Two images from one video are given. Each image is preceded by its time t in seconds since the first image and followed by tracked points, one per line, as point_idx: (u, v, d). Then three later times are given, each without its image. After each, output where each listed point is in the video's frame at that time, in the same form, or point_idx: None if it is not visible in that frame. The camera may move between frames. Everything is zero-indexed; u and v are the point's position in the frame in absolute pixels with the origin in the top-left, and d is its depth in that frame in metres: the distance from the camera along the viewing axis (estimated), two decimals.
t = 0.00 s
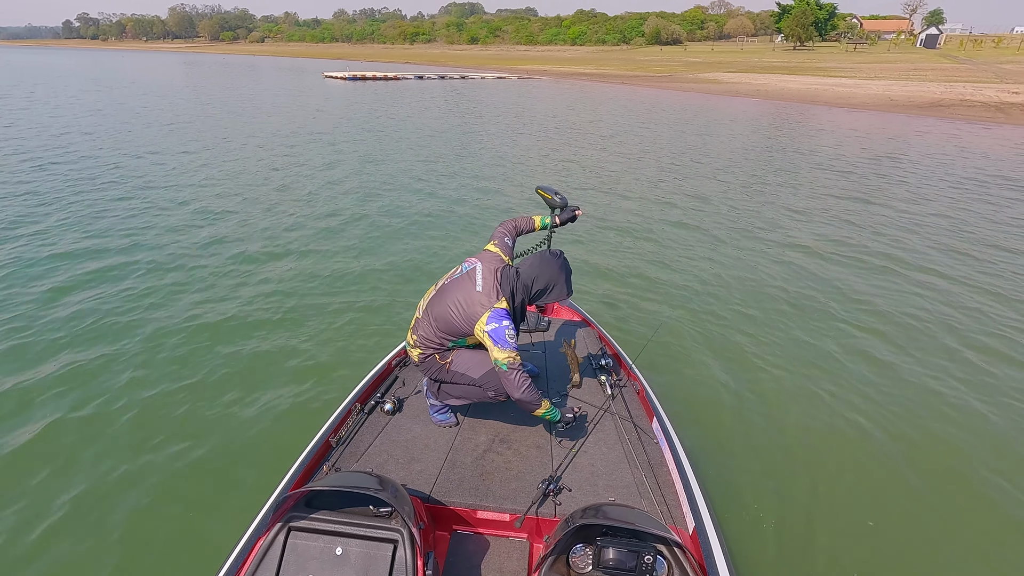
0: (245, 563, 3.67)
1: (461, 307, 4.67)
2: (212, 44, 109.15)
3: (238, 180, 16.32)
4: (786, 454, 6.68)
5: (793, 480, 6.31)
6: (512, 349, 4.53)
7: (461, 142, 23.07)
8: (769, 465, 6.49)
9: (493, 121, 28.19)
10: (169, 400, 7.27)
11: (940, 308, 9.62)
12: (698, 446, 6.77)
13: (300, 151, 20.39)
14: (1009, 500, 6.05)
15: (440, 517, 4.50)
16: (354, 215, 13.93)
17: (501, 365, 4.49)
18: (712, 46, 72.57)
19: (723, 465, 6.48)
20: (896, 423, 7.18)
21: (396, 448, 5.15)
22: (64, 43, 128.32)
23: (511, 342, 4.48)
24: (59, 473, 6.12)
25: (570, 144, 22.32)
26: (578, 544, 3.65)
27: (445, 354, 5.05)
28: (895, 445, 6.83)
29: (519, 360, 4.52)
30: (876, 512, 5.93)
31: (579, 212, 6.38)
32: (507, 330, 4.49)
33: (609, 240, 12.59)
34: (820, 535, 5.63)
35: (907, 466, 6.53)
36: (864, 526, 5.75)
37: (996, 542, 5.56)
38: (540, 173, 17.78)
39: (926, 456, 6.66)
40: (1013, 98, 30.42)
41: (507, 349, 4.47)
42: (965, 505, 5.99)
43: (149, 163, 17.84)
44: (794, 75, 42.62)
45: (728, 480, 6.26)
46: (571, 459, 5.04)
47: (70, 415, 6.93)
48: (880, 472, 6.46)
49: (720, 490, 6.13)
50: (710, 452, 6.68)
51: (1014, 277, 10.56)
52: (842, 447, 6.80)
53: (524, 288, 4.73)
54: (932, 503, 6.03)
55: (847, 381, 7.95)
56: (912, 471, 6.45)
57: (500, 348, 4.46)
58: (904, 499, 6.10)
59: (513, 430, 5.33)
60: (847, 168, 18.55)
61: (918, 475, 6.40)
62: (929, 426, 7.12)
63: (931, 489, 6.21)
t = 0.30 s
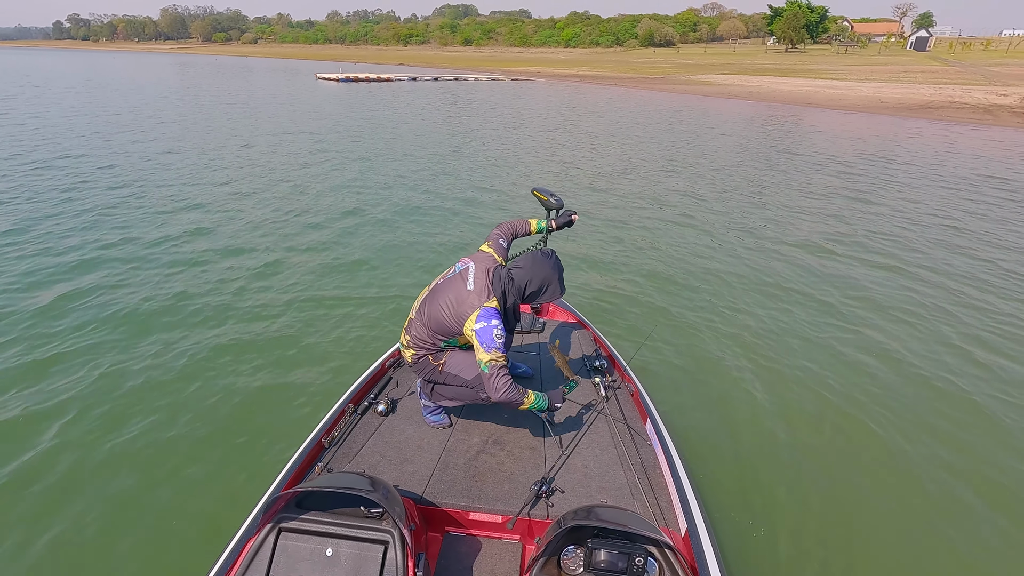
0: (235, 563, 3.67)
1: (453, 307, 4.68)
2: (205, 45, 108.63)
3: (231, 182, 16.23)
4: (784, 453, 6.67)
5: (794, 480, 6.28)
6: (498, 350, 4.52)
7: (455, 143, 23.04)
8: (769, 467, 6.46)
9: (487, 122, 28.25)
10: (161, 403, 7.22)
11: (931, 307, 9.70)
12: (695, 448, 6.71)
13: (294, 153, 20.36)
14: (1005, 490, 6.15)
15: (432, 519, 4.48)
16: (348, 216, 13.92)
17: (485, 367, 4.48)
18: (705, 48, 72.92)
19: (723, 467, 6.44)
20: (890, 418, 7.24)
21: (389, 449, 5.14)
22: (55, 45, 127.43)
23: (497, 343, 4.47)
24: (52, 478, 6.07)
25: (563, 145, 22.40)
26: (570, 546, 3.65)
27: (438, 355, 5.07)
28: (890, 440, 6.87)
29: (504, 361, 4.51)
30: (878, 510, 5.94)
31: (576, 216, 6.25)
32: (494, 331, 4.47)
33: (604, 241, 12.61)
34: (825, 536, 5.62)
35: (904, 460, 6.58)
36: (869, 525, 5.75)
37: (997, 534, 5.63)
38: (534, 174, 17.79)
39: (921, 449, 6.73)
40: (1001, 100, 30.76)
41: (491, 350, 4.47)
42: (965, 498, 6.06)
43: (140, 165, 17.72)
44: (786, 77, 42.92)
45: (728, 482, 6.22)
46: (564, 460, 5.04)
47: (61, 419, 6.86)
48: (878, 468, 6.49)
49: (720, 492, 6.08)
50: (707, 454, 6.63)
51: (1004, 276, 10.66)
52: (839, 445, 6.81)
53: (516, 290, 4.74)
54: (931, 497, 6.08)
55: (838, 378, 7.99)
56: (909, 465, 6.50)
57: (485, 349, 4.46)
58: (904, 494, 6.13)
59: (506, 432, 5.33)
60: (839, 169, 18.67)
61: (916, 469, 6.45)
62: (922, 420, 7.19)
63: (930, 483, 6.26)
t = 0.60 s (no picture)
0: (231, 562, 3.67)
1: (448, 306, 4.69)
2: (198, 44, 108.12)
3: (224, 183, 16.17)
4: (790, 462, 6.62)
5: (806, 491, 6.24)
6: (498, 348, 4.55)
7: (450, 144, 23.04)
8: (778, 477, 6.40)
9: (482, 123, 28.30)
10: (154, 406, 7.17)
11: (923, 307, 9.80)
12: (698, 458, 6.62)
13: (288, 153, 20.34)
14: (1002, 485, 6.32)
15: (428, 519, 4.49)
16: (343, 217, 13.92)
17: (486, 366, 4.52)
18: (698, 49, 73.17)
19: (730, 477, 6.36)
20: (883, 418, 7.33)
21: (385, 449, 5.14)
22: (46, 44, 126.54)
23: (496, 341, 4.50)
24: (46, 484, 6.01)
25: (558, 145, 22.46)
26: (565, 545, 3.65)
27: (435, 356, 5.06)
28: (887, 440, 6.96)
29: (505, 357, 4.54)
30: (892, 514, 5.97)
31: (571, 218, 6.24)
32: (492, 330, 4.49)
33: (599, 241, 12.64)
34: (844, 546, 5.60)
35: (906, 462, 6.66)
36: (884, 532, 5.78)
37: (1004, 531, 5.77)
38: (529, 175, 17.80)
39: (920, 449, 6.83)
40: (990, 101, 31.05)
41: (490, 348, 4.48)
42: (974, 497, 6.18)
43: (133, 166, 17.62)
44: (778, 78, 43.18)
45: (736, 493, 6.14)
46: (560, 461, 5.06)
47: (53, 424, 6.80)
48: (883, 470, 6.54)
49: (731, 504, 5.99)
50: (711, 463, 6.54)
51: (995, 277, 10.78)
52: (841, 450, 6.82)
53: (512, 291, 4.76)
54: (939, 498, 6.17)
55: (828, 380, 8.03)
56: (914, 466, 6.59)
57: (484, 348, 4.47)
58: (912, 496, 6.21)
59: (502, 432, 5.34)
60: (832, 170, 18.79)
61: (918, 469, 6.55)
62: (916, 419, 7.31)
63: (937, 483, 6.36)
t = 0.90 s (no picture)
0: (231, 563, 3.66)
1: (450, 307, 4.69)
2: (191, 45, 107.70)
3: (219, 184, 16.10)
4: (799, 467, 6.55)
5: (820, 497, 6.16)
6: (502, 347, 4.56)
7: (445, 145, 23.02)
8: (791, 484, 6.31)
9: (477, 124, 28.32)
10: (152, 408, 7.13)
11: (918, 307, 9.85)
12: (706, 466, 6.51)
13: (283, 154, 20.29)
14: (1007, 477, 6.39)
15: (428, 521, 4.48)
16: (339, 218, 13.88)
17: (491, 365, 4.53)
18: (692, 51, 73.37)
19: (741, 484, 6.26)
20: (886, 417, 7.34)
21: (386, 451, 5.13)
22: (39, 44, 126.01)
23: (500, 340, 4.51)
24: (42, 488, 5.95)
25: (553, 146, 22.49)
26: (565, 547, 3.65)
27: (436, 357, 5.06)
28: (894, 440, 6.95)
29: (507, 356, 4.54)
30: (907, 515, 5.95)
31: (571, 223, 6.23)
32: (495, 329, 4.50)
33: (595, 242, 12.65)
34: (866, 551, 5.52)
35: (915, 460, 6.66)
36: (902, 534, 5.73)
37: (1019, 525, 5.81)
38: (525, 176, 17.79)
39: (924, 446, 6.85)
40: (981, 102, 31.28)
41: (494, 347, 4.50)
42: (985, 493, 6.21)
43: (127, 167, 17.51)
44: (772, 79, 43.35)
45: (749, 500, 6.05)
46: (560, 462, 5.07)
47: (48, 428, 6.74)
48: (893, 470, 6.53)
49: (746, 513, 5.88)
50: (719, 471, 6.43)
51: (989, 277, 10.85)
52: (848, 451, 6.79)
53: (514, 289, 4.75)
54: (951, 497, 6.18)
55: (826, 381, 8.03)
56: (923, 465, 6.60)
57: (488, 347, 4.49)
58: (924, 495, 6.21)
59: (502, 434, 5.34)
60: (826, 170, 18.89)
61: (928, 468, 6.56)
62: (918, 416, 7.35)
63: (948, 481, 6.38)
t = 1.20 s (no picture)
0: (230, 564, 3.65)
1: (451, 309, 4.68)
2: (184, 46, 107.27)
3: (213, 185, 16.01)
4: (803, 472, 6.48)
5: (828, 502, 6.10)
6: (507, 348, 4.56)
7: (440, 146, 22.98)
8: (798, 490, 6.23)
9: (472, 124, 28.35)
10: (147, 411, 7.09)
11: (913, 307, 9.92)
12: (708, 475, 6.40)
13: (278, 154, 20.24)
14: (1004, 471, 6.48)
15: (427, 522, 4.47)
16: (335, 219, 13.86)
17: (497, 365, 4.53)
18: (686, 52, 73.66)
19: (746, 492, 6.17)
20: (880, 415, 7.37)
21: (385, 452, 5.12)
22: (30, 44, 125.21)
23: (505, 341, 4.51)
24: (39, 492, 5.91)
25: (548, 146, 22.53)
26: (565, 547, 3.65)
27: (436, 358, 5.05)
28: (890, 438, 6.98)
29: (512, 358, 4.54)
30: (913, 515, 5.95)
31: (572, 224, 6.20)
32: (499, 332, 4.49)
33: (592, 242, 12.66)
34: (876, 544, 5.62)
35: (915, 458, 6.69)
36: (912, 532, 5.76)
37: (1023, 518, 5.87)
38: (520, 176, 17.81)
39: (922, 444, 6.89)
40: (972, 104, 31.55)
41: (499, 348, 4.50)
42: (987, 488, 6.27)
43: (120, 167, 17.39)
44: (765, 80, 43.60)
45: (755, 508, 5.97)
46: (560, 462, 5.07)
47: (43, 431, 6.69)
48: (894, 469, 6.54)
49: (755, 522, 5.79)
50: (723, 479, 6.34)
51: (982, 276, 10.93)
52: (848, 453, 6.77)
53: (515, 291, 4.70)
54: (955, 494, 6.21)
55: (820, 380, 8.02)
56: (923, 463, 6.63)
57: (493, 348, 4.49)
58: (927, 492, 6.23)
59: (502, 435, 5.33)
60: (820, 171, 18.99)
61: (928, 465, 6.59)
62: (910, 412, 7.41)
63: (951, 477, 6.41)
